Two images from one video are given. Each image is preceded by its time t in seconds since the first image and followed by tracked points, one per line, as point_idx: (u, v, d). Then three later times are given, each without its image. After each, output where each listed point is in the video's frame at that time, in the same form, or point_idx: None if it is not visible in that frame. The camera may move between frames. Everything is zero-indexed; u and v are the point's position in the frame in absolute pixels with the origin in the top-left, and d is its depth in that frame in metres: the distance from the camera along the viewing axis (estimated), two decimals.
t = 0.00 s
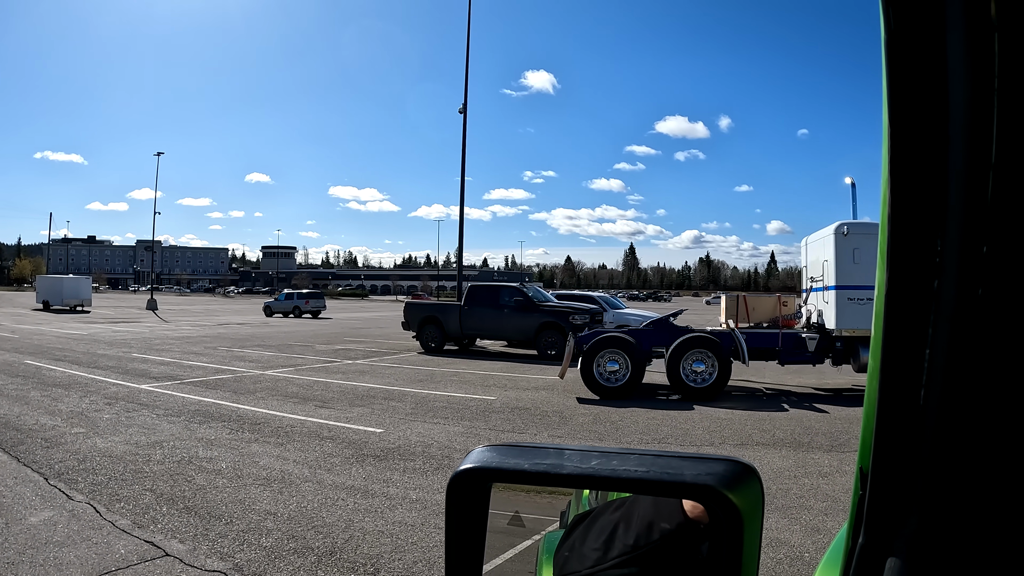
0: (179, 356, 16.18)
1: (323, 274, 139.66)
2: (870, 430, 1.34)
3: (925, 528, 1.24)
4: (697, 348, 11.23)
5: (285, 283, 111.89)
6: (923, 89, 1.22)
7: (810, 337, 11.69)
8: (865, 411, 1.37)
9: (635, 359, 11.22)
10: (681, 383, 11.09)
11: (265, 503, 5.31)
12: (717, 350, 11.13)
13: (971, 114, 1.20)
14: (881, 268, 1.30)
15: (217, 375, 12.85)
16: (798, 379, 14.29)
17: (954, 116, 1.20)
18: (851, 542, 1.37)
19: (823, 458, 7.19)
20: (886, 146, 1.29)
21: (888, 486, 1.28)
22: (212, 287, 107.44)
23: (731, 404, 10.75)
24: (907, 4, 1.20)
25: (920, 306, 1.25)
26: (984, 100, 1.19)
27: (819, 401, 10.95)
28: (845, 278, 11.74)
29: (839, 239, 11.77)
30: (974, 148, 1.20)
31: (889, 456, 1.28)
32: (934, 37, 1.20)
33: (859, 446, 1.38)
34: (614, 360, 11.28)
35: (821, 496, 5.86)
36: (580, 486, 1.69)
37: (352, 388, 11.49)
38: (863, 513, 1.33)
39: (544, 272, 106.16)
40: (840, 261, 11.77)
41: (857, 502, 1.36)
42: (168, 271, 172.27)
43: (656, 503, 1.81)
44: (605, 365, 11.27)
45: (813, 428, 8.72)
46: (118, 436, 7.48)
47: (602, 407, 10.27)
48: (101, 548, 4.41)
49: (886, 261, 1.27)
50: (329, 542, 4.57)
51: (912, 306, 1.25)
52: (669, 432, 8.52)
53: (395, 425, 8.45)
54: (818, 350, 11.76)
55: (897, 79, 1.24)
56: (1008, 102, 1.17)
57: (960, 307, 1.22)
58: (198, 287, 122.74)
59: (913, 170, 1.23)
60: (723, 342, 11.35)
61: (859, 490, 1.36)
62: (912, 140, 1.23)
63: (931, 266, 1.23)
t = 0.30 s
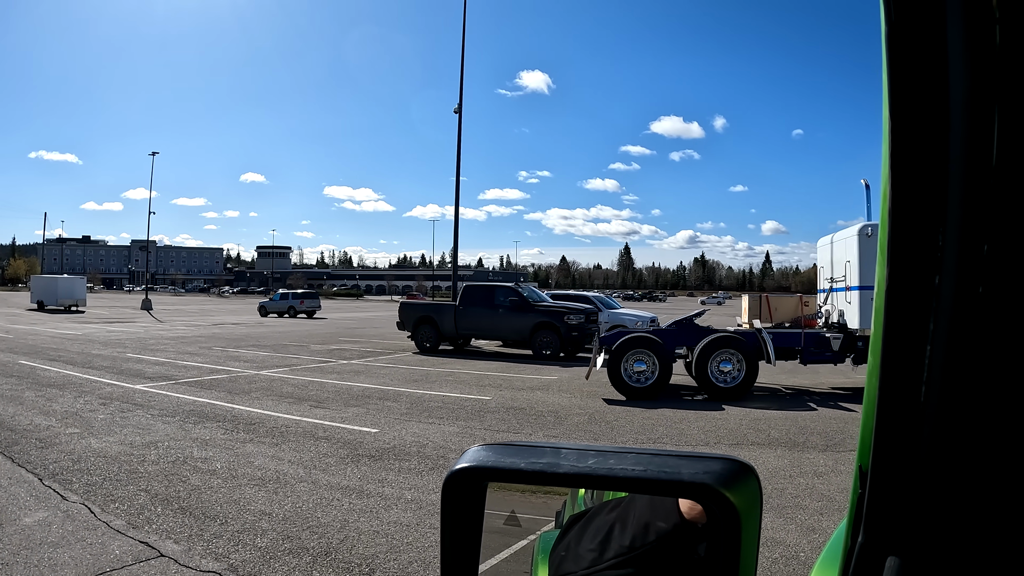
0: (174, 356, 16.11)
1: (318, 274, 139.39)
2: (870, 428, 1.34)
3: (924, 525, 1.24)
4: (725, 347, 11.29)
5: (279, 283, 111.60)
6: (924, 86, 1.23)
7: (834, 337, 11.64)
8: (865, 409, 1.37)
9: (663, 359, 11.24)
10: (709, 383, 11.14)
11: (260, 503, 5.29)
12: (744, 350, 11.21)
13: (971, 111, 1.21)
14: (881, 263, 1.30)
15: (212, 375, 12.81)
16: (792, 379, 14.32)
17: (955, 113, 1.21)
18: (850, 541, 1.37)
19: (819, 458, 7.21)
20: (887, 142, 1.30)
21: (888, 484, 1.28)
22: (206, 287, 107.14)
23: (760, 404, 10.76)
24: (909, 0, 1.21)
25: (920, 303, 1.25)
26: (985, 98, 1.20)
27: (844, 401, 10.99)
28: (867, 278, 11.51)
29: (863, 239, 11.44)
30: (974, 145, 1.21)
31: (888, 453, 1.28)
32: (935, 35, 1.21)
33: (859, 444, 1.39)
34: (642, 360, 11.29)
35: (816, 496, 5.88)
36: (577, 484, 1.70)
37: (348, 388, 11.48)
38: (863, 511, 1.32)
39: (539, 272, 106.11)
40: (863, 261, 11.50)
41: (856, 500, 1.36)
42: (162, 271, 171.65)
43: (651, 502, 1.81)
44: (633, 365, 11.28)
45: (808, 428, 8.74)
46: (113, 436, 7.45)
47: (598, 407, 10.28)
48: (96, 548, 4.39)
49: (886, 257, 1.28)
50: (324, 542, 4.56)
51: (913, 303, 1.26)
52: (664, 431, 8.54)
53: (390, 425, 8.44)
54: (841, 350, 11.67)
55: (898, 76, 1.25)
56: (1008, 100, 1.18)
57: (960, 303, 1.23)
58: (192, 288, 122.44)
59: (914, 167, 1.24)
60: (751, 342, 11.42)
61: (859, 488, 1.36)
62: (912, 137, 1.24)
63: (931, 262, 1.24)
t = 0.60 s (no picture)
0: (168, 357, 16.05)
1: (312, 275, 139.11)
2: (865, 432, 1.35)
3: (921, 532, 1.25)
4: (753, 348, 11.29)
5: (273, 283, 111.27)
6: (920, 90, 1.23)
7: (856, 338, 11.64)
8: (859, 412, 1.38)
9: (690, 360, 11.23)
10: (737, 383, 11.15)
11: (255, 504, 5.28)
12: (770, 349, 11.21)
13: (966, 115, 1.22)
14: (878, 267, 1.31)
15: (207, 375, 12.77)
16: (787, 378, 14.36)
17: (950, 117, 1.22)
18: (846, 546, 1.38)
19: (814, 458, 7.24)
20: (883, 147, 1.31)
21: (885, 489, 1.29)
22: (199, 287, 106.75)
23: (787, 404, 10.76)
24: (905, 6, 1.21)
25: (917, 307, 1.26)
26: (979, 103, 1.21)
27: (850, 400, 11.01)
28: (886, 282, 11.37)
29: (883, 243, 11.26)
30: (969, 149, 1.22)
31: (884, 458, 1.29)
32: (932, 38, 1.21)
33: (855, 448, 1.40)
34: (669, 361, 11.25)
35: (812, 496, 5.91)
36: (573, 488, 1.70)
37: (343, 388, 11.45)
38: (857, 515, 1.34)
39: (534, 272, 106.06)
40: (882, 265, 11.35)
41: (851, 505, 1.37)
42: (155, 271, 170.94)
43: (648, 503, 1.82)
44: (661, 366, 11.24)
45: (802, 428, 8.77)
46: (108, 436, 7.43)
47: (593, 407, 10.30)
48: (91, 549, 4.38)
49: (881, 263, 1.28)
50: (320, 543, 4.55)
51: (909, 307, 1.26)
52: (659, 431, 8.56)
53: (385, 425, 8.44)
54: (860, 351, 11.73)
55: (894, 80, 1.25)
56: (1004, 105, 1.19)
57: (955, 307, 1.23)
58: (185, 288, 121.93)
59: (911, 171, 1.24)
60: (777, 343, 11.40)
61: (855, 492, 1.37)
62: (910, 140, 1.24)
63: (927, 266, 1.25)
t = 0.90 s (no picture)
0: (163, 357, 15.99)
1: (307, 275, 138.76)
2: (865, 433, 1.36)
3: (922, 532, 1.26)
4: (780, 348, 11.35)
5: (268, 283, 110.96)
6: (925, 91, 1.24)
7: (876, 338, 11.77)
8: (860, 413, 1.39)
9: (717, 360, 11.26)
10: (763, 383, 11.23)
11: (250, 504, 5.27)
12: (795, 349, 11.30)
13: (972, 116, 1.23)
14: (880, 267, 1.31)
15: (201, 375, 12.73)
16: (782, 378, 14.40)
17: (955, 119, 1.23)
18: (846, 547, 1.38)
19: (809, 458, 7.26)
20: (886, 147, 1.32)
21: (886, 489, 1.30)
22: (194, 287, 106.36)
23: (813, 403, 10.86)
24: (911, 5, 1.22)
25: (920, 307, 1.26)
26: (985, 104, 1.22)
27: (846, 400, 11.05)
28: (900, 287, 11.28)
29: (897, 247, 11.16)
30: (974, 150, 1.24)
31: (885, 459, 1.30)
32: (938, 39, 1.22)
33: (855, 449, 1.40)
34: (697, 362, 11.27)
35: (807, 496, 5.93)
36: (572, 488, 1.70)
37: (338, 388, 11.43)
38: (858, 516, 1.34)
39: (530, 272, 106.03)
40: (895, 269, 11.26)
41: (852, 506, 1.38)
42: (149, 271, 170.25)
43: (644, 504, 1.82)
44: (689, 367, 11.24)
45: (797, 429, 8.80)
46: (102, 436, 7.40)
47: (589, 407, 10.31)
48: (86, 549, 4.36)
49: (884, 263, 1.29)
50: (315, 543, 4.54)
51: (912, 307, 1.27)
52: (654, 432, 8.58)
53: (380, 425, 8.43)
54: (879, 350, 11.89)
55: (899, 80, 1.25)
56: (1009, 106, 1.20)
57: (959, 308, 1.24)
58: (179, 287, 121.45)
59: (916, 171, 1.25)
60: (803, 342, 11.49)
61: (855, 493, 1.37)
62: (915, 141, 1.25)
63: (932, 267, 1.25)
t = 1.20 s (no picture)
0: (159, 356, 15.94)
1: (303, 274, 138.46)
2: (863, 433, 1.37)
3: (918, 532, 1.27)
4: (806, 348, 11.43)
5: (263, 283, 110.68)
6: (924, 92, 1.25)
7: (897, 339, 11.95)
8: (858, 413, 1.40)
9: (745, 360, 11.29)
10: (788, 382, 11.31)
11: (246, 504, 5.26)
12: (821, 349, 11.40)
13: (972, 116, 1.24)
14: (879, 267, 1.32)
15: (197, 375, 12.69)
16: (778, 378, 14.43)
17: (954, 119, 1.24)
18: (843, 546, 1.40)
19: (804, 458, 7.28)
20: (885, 146, 1.33)
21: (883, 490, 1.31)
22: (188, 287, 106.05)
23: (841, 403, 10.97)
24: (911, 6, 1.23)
25: (919, 307, 1.27)
26: (985, 106, 1.22)
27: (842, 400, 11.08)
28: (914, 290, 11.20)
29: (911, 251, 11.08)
30: (975, 150, 1.24)
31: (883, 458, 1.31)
32: (938, 39, 1.23)
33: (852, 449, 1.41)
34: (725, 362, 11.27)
35: (803, 496, 5.95)
36: (569, 490, 1.70)
37: (334, 388, 11.42)
38: (856, 516, 1.35)
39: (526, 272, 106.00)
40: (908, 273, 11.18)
41: (850, 506, 1.39)
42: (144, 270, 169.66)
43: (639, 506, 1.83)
44: (717, 367, 11.23)
45: (793, 429, 8.83)
46: (98, 436, 7.39)
47: (585, 407, 10.33)
48: (81, 550, 4.34)
49: (883, 263, 1.30)
50: (311, 543, 4.54)
51: (911, 306, 1.28)
52: (650, 432, 8.60)
53: (376, 425, 8.42)
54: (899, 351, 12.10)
55: (899, 82, 1.27)
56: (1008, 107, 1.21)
57: (956, 308, 1.25)
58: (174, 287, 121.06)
59: (914, 171, 1.26)
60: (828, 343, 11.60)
61: (853, 493, 1.38)
62: (914, 141, 1.26)
63: (931, 267, 1.26)
